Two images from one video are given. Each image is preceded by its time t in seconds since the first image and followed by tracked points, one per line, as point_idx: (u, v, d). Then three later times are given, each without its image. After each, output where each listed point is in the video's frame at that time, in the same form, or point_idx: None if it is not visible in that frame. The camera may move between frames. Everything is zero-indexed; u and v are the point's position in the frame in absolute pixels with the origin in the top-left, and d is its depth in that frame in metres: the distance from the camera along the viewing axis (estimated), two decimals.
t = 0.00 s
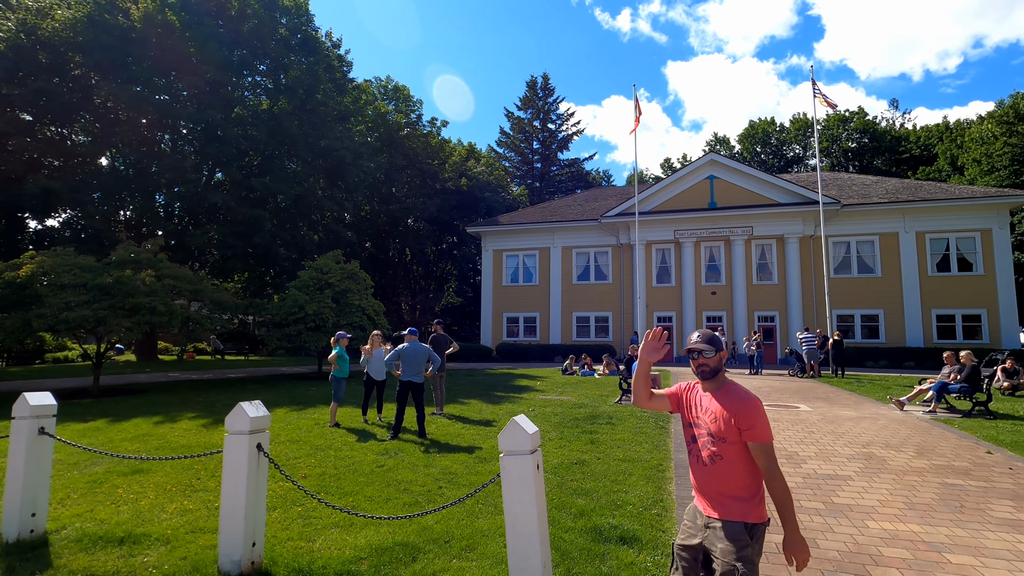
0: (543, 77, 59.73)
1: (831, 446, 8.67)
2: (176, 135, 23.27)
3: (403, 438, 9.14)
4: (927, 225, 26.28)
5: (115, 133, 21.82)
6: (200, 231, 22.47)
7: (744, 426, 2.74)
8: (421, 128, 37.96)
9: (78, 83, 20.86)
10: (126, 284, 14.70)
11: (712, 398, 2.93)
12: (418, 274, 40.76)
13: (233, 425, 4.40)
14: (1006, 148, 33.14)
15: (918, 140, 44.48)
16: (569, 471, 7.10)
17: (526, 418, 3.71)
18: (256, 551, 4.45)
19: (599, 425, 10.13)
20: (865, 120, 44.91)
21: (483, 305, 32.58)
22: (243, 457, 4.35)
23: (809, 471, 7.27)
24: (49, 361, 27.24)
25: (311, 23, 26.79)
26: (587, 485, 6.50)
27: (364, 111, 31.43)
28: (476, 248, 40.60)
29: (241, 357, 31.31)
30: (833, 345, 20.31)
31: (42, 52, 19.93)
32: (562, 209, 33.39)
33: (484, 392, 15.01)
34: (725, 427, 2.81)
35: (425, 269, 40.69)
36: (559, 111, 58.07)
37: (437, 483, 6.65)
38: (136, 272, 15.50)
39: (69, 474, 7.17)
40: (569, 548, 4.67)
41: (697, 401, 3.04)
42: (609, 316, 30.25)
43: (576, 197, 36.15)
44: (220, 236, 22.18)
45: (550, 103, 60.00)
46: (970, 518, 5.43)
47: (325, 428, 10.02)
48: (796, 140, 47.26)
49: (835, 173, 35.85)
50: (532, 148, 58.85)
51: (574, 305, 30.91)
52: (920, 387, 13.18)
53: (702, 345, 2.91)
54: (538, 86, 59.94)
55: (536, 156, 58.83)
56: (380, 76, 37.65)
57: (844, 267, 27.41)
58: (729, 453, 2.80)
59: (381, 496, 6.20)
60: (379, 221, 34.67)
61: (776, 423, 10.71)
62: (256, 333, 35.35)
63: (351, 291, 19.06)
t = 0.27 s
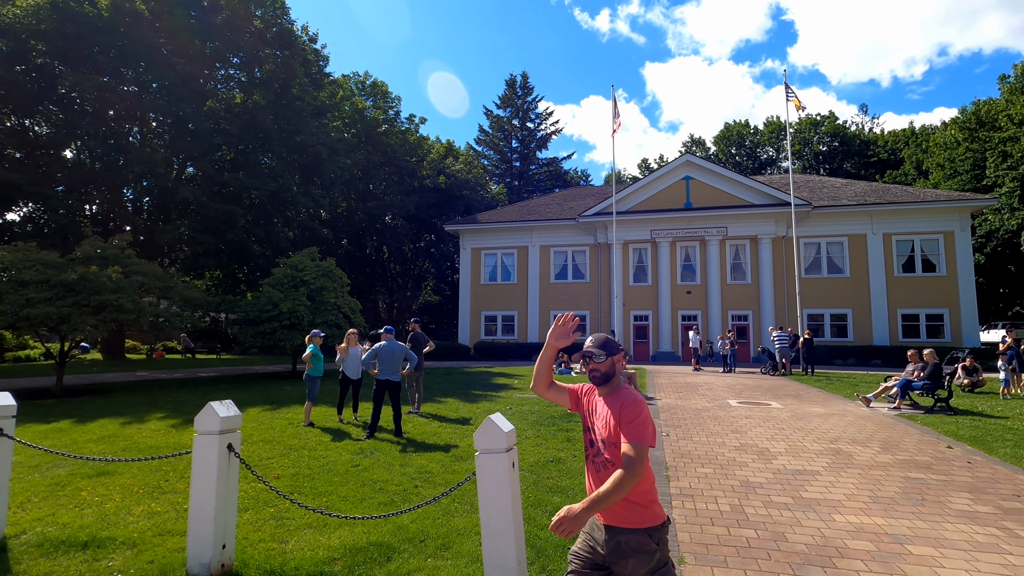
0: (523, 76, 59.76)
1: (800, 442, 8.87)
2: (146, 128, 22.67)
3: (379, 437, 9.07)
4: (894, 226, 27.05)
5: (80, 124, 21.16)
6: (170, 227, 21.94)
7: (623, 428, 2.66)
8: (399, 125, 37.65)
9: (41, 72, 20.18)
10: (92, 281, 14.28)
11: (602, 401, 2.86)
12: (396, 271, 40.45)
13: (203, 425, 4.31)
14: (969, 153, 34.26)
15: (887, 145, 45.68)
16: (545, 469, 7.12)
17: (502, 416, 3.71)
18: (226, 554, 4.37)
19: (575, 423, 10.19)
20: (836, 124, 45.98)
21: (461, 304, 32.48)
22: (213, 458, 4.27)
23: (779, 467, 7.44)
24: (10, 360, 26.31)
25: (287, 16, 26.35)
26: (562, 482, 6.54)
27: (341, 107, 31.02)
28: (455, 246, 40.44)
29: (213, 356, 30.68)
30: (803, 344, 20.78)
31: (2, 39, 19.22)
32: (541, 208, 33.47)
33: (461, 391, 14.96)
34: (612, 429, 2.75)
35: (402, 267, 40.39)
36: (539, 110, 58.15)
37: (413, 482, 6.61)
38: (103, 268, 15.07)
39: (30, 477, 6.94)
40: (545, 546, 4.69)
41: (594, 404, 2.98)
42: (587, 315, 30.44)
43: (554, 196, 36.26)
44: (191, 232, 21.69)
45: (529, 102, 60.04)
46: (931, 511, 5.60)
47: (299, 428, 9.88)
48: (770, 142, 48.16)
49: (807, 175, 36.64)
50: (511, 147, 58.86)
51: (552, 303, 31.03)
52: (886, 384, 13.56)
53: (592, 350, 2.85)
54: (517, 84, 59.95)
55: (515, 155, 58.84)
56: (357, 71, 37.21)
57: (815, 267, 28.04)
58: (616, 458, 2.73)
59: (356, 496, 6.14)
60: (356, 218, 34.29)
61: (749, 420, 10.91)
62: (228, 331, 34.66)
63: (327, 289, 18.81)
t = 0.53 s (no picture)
0: (501, 74, 59.73)
1: (771, 439, 9.06)
2: (112, 120, 22.03)
3: (354, 437, 8.97)
4: (861, 228, 27.80)
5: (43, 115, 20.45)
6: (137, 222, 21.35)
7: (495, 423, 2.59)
8: (376, 122, 37.30)
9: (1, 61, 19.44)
10: (56, 278, 13.84)
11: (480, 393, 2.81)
12: (372, 269, 40.07)
13: (170, 426, 4.21)
14: (932, 157, 35.37)
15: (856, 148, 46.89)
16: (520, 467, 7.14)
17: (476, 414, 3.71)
18: (194, 557, 4.28)
19: (551, 421, 10.23)
20: (807, 128, 47.02)
21: (439, 302, 32.32)
22: (180, 459, 4.17)
23: (750, 463, 7.59)
24: None
25: (261, 9, 25.87)
26: (538, 480, 6.56)
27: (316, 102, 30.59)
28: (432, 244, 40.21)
29: (183, 355, 29.99)
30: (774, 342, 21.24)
31: None
32: (519, 206, 33.51)
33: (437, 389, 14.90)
34: (485, 423, 2.68)
35: (379, 265, 40.02)
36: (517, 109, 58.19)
37: (388, 482, 6.56)
38: (66, 264, 14.60)
39: None
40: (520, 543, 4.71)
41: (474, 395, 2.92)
42: (564, 314, 30.58)
43: (532, 195, 36.34)
44: (160, 228, 21.14)
45: (507, 100, 60.02)
46: (893, 504, 5.78)
47: (271, 428, 9.72)
48: (744, 145, 49.03)
49: (779, 177, 37.39)
50: (489, 145, 58.80)
51: (530, 302, 31.10)
52: (853, 381, 13.94)
53: (465, 342, 2.80)
54: (496, 83, 59.90)
55: (493, 153, 58.78)
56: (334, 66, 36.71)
57: (786, 268, 28.65)
58: (489, 452, 2.68)
59: (330, 496, 6.07)
60: (332, 215, 33.85)
61: (721, 417, 11.11)
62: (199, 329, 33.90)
63: (301, 287, 18.53)
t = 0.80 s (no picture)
0: (479, 72, 59.56)
1: (741, 435, 9.24)
2: (76, 112, 21.34)
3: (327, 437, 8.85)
4: (830, 230, 28.51)
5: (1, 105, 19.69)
6: (102, 217, 20.72)
7: (365, 437, 2.57)
8: (352, 118, 36.85)
9: None
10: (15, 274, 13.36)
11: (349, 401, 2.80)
12: (347, 267, 39.60)
13: (135, 427, 4.10)
14: (898, 161, 36.46)
15: (825, 152, 48.06)
16: (496, 465, 7.15)
17: (451, 412, 3.71)
18: (160, 560, 4.19)
19: (527, 419, 10.27)
20: (779, 131, 48.01)
21: (415, 300, 32.10)
22: (145, 461, 4.06)
23: (721, 459, 7.74)
24: None
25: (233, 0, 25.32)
26: (513, 478, 6.58)
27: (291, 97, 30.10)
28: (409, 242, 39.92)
29: (151, 354, 29.24)
30: (746, 341, 21.65)
31: None
32: (496, 205, 33.48)
33: (413, 388, 14.81)
34: (348, 438, 2.64)
35: (354, 262, 39.57)
36: (495, 107, 58.11)
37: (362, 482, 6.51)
38: (27, 260, 14.10)
39: None
40: (494, 541, 4.72)
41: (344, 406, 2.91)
42: (541, 313, 30.66)
43: (510, 194, 36.35)
44: (126, 223, 20.55)
45: (485, 99, 59.91)
46: (857, 497, 5.96)
47: (242, 428, 9.54)
48: (718, 147, 49.83)
49: (752, 179, 38.08)
50: (467, 143, 58.61)
51: (507, 300, 31.11)
52: (821, 379, 14.30)
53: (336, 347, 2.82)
54: (474, 81, 59.73)
55: (471, 151, 58.60)
56: (309, 61, 36.16)
57: (758, 268, 29.21)
58: (351, 463, 2.65)
59: (303, 497, 5.98)
60: (306, 211, 33.36)
61: (694, 414, 11.29)
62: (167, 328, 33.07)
63: (274, 284, 18.22)
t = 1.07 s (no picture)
0: (457, 70, 59.34)
1: (713, 432, 9.40)
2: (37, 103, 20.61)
3: (300, 437, 8.74)
4: (800, 231, 29.19)
5: None
6: (65, 212, 20.05)
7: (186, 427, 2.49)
8: (327, 114, 36.35)
9: None
10: None
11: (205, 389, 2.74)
12: (322, 265, 39.12)
13: (98, 428, 3.99)
14: (865, 165, 37.50)
15: (795, 156, 49.17)
16: (471, 464, 7.15)
17: (425, 412, 3.70)
18: (124, 564, 4.08)
19: (503, 418, 10.29)
20: (752, 134, 48.93)
21: (391, 299, 31.83)
22: (109, 464, 3.95)
23: (693, 455, 7.87)
24: None
25: None
26: (489, 477, 6.59)
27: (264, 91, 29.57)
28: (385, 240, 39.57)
29: (117, 353, 28.42)
30: (719, 340, 22.02)
31: None
32: (473, 204, 33.40)
33: (388, 387, 14.70)
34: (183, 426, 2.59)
35: (329, 260, 39.09)
36: (473, 105, 57.97)
37: (334, 482, 6.44)
38: None
39: None
40: (469, 540, 4.71)
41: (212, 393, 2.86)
42: (517, 312, 30.71)
43: (487, 193, 36.29)
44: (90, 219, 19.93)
45: (463, 97, 59.71)
46: (823, 492, 6.12)
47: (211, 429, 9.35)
48: (692, 148, 50.57)
49: (725, 181, 38.72)
50: (444, 141, 58.35)
51: (483, 300, 31.08)
52: (790, 377, 14.63)
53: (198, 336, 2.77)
54: (452, 79, 59.47)
55: (448, 149, 58.35)
56: (284, 55, 35.54)
57: (730, 268, 29.73)
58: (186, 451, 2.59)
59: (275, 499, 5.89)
60: (279, 208, 32.79)
61: (668, 412, 11.45)
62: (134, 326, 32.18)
63: (246, 282, 17.87)
